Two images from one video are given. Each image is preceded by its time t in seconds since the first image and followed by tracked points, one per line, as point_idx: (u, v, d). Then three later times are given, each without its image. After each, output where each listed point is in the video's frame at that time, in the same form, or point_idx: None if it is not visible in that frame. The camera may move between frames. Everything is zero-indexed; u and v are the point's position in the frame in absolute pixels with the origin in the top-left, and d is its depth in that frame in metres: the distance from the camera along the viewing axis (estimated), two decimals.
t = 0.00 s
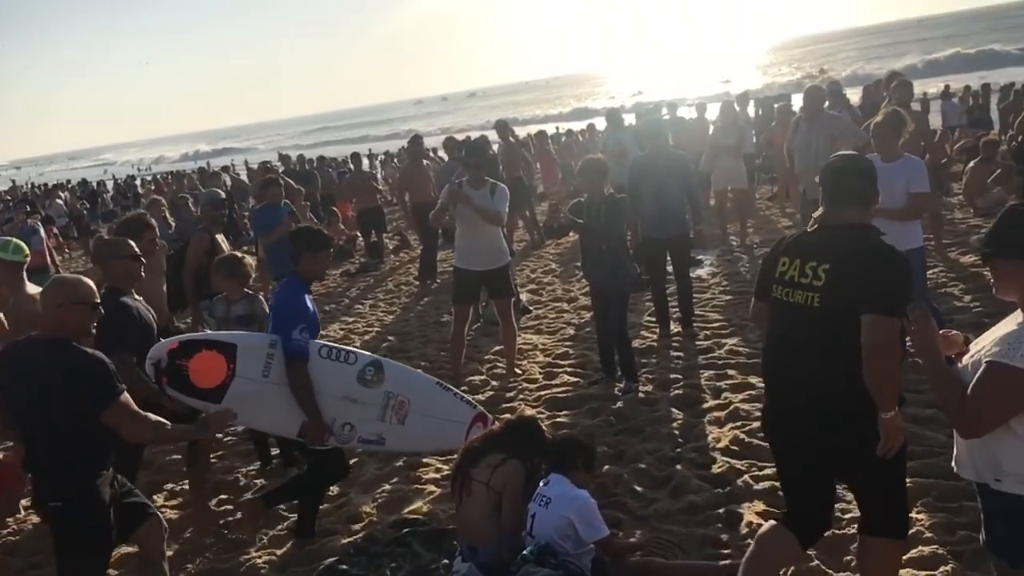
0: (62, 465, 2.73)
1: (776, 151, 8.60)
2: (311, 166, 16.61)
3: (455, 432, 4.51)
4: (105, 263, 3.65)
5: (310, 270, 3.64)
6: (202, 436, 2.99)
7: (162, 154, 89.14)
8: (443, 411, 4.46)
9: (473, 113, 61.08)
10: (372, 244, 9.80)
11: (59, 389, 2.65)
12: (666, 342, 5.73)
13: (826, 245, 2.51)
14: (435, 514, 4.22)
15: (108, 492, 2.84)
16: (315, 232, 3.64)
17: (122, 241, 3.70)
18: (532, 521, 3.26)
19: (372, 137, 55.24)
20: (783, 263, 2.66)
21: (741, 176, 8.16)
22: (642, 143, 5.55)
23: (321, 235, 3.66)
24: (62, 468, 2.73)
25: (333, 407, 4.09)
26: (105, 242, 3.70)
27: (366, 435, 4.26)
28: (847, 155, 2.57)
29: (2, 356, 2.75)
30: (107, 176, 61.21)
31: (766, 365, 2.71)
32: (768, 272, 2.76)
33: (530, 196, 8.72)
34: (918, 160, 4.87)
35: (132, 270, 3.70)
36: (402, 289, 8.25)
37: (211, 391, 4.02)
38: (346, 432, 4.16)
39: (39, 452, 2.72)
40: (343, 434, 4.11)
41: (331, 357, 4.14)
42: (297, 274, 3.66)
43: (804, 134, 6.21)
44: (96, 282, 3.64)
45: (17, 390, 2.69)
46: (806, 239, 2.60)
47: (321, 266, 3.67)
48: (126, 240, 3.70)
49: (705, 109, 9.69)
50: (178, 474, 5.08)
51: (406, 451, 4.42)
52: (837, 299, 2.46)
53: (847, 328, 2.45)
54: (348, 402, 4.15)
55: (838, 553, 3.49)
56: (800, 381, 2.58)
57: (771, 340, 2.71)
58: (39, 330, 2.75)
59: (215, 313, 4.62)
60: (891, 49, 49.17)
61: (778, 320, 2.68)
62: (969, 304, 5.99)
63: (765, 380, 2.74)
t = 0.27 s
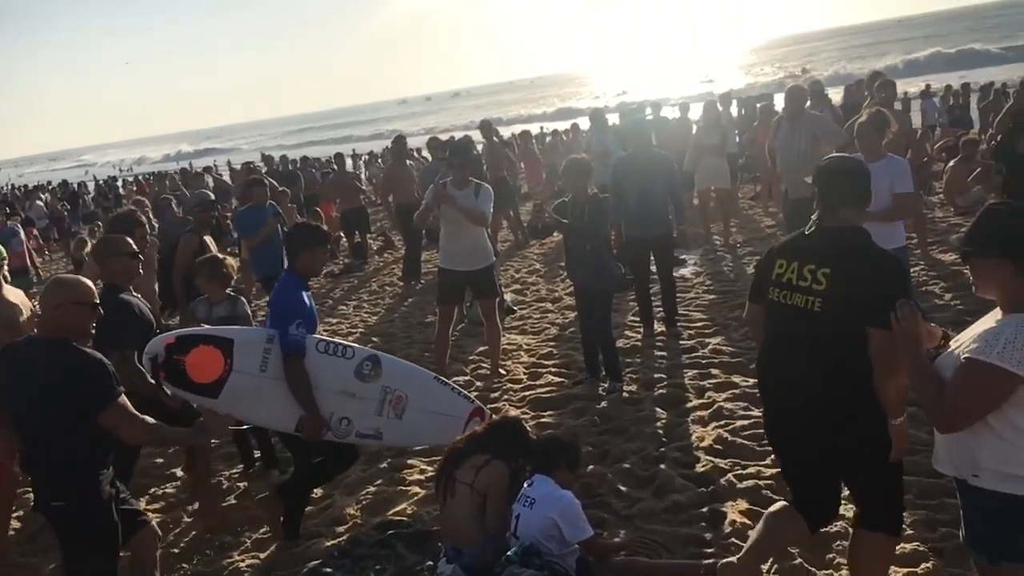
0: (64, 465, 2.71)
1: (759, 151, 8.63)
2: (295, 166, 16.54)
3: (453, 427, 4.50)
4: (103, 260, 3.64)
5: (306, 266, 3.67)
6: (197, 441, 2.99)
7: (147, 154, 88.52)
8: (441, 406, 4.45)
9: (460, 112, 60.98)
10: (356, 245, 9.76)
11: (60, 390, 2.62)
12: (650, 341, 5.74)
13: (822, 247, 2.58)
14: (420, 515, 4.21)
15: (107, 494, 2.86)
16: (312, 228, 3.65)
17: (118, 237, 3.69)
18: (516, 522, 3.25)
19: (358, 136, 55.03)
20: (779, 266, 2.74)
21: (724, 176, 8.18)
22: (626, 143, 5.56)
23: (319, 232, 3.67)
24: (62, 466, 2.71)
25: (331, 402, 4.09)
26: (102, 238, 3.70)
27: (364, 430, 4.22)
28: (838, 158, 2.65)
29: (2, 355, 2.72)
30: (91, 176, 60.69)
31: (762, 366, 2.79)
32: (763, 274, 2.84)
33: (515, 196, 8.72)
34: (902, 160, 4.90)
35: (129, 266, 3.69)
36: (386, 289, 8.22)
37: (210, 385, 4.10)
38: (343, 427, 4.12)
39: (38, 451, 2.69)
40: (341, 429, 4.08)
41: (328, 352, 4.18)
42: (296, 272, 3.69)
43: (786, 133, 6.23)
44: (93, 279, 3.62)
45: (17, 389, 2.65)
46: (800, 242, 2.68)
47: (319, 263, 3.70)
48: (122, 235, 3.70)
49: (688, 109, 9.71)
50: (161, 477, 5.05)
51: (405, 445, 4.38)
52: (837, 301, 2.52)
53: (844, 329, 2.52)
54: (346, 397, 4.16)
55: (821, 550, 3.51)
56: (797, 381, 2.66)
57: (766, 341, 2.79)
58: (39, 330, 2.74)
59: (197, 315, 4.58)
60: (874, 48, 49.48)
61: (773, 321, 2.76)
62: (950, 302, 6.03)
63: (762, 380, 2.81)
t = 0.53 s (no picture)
0: (63, 467, 2.70)
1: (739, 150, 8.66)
2: (276, 167, 16.45)
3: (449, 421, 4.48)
4: (100, 260, 3.69)
5: (301, 262, 3.67)
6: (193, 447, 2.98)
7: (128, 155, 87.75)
8: (437, 400, 4.42)
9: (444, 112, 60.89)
10: (338, 246, 9.72)
11: (58, 391, 2.62)
12: (632, 341, 5.75)
13: (816, 246, 2.63)
14: (402, 518, 4.19)
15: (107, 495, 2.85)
16: (307, 223, 3.69)
17: (114, 237, 3.74)
18: (499, 523, 3.24)
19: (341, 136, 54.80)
20: (771, 262, 2.78)
21: (705, 175, 8.21)
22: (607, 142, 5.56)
23: (312, 225, 3.71)
24: (61, 468, 2.70)
25: (326, 397, 4.08)
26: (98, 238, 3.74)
27: (359, 425, 4.19)
28: (827, 158, 2.72)
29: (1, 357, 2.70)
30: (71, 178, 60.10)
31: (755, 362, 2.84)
32: (755, 271, 2.89)
33: (496, 196, 8.71)
34: (884, 160, 4.94)
35: (124, 267, 3.73)
36: (368, 290, 8.18)
37: (205, 379, 4.13)
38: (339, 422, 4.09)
39: (37, 452, 2.68)
40: (336, 423, 4.04)
41: (322, 347, 4.13)
42: (291, 266, 3.67)
43: (766, 132, 6.25)
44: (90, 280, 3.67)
45: (17, 390, 2.64)
46: (793, 239, 2.74)
47: (312, 256, 3.70)
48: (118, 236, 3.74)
49: (669, 108, 9.74)
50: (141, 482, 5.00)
51: (398, 439, 4.33)
52: (835, 298, 2.57)
53: (837, 327, 2.58)
54: (341, 392, 4.14)
55: (803, 547, 3.52)
56: (791, 377, 2.70)
57: (759, 337, 2.84)
58: (34, 332, 2.73)
59: (176, 318, 4.54)
60: (855, 48, 49.85)
61: (767, 318, 2.81)
62: (928, 299, 6.08)
63: (757, 377, 2.85)
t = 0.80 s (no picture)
0: (63, 466, 2.73)
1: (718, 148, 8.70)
2: (256, 167, 16.38)
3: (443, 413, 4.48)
4: (95, 261, 3.66)
5: (297, 255, 3.65)
6: (188, 448, 2.94)
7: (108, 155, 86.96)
8: (431, 392, 4.42)
9: (427, 111, 60.75)
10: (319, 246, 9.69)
11: (55, 392, 2.64)
12: (613, 339, 5.76)
13: (809, 240, 2.67)
14: (385, 518, 4.18)
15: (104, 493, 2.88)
16: (302, 216, 3.68)
17: (110, 238, 3.71)
18: (481, 523, 3.23)
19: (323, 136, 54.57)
20: (765, 256, 2.82)
21: (685, 173, 8.25)
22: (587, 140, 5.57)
23: (308, 219, 3.69)
24: (60, 469, 2.72)
25: (321, 389, 4.08)
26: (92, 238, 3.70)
27: (355, 417, 4.16)
28: (814, 153, 2.78)
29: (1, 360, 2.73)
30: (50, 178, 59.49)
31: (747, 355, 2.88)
32: (747, 264, 2.92)
33: (477, 195, 8.70)
34: (866, 158, 4.97)
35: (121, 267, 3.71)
36: (348, 290, 8.15)
37: (200, 373, 4.09)
38: (334, 414, 4.07)
39: (35, 454, 2.70)
40: (332, 416, 4.04)
41: (317, 340, 4.17)
42: (287, 260, 3.67)
43: (744, 129, 6.28)
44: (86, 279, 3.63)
45: (16, 393, 2.67)
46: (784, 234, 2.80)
47: (308, 250, 3.69)
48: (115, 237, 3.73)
49: (649, 107, 9.77)
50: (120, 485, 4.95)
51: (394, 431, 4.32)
52: (828, 290, 2.60)
53: (831, 319, 2.61)
54: (336, 384, 4.14)
55: (783, 543, 3.54)
56: (785, 371, 2.74)
57: (751, 333, 2.86)
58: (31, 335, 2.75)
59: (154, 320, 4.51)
60: (835, 46, 50.23)
61: (759, 312, 2.84)
62: (905, 295, 6.14)
63: (749, 370, 2.88)
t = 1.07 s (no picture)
0: (62, 467, 2.73)
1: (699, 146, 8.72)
2: (236, 166, 16.26)
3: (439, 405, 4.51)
4: (91, 261, 3.73)
5: (292, 249, 3.59)
6: (182, 449, 2.92)
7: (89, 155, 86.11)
8: (428, 384, 4.44)
9: (410, 109, 60.58)
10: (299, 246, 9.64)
11: (53, 392, 2.65)
12: (595, 337, 5.76)
13: (803, 233, 2.77)
14: (367, 519, 4.16)
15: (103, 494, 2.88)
16: (296, 209, 3.61)
17: (105, 238, 3.78)
18: (464, 523, 3.22)
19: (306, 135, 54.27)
20: (759, 249, 2.90)
21: (666, 171, 8.26)
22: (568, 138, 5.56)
23: (303, 212, 3.63)
24: (58, 469, 2.73)
25: (318, 383, 4.05)
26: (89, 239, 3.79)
27: (351, 410, 4.14)
28: (801, 145, 2.82)
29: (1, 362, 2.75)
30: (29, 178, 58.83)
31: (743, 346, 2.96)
32: (739, 256, 3.01)
33: (459, 194, 8.68)
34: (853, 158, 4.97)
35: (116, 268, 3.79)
36: (330, 290, 8.11)
37: (196, 367, 4.09)
38: (330, 407, 4.06)
39: (33, 454, 2.71)
40: (329, 410, 4.03)
41: (314, 333, 4.12)
42: (282, 254, 3.61)
43: (724, 127, 6.28)
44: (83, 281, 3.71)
45: (15, 394, 2.68)
46: (777, 226, 2.87)
47: (305, 244, 3.63)
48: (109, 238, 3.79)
49: (630, 105, 9.78)
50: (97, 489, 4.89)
51: (392, 424, 4.32)
52: (823, 283, 2.70)
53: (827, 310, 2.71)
54: (333, 377, 4.11)
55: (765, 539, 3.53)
56: (781, 361, 2.83)
57: (747, 323, 2.95)
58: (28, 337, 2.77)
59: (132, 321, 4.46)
60: (816, 43, 50.53)
61: (754, 303, 2.92)
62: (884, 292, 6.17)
63: (744, 360, 2.97)
